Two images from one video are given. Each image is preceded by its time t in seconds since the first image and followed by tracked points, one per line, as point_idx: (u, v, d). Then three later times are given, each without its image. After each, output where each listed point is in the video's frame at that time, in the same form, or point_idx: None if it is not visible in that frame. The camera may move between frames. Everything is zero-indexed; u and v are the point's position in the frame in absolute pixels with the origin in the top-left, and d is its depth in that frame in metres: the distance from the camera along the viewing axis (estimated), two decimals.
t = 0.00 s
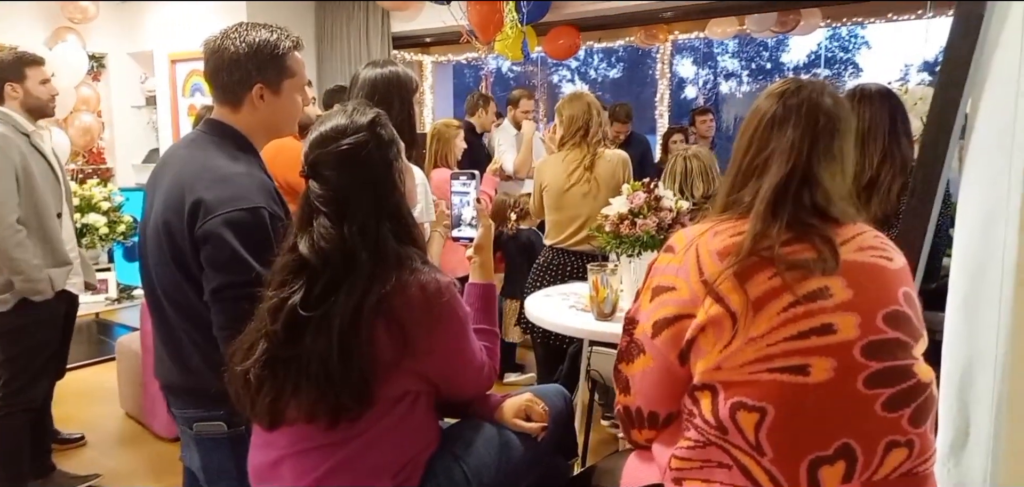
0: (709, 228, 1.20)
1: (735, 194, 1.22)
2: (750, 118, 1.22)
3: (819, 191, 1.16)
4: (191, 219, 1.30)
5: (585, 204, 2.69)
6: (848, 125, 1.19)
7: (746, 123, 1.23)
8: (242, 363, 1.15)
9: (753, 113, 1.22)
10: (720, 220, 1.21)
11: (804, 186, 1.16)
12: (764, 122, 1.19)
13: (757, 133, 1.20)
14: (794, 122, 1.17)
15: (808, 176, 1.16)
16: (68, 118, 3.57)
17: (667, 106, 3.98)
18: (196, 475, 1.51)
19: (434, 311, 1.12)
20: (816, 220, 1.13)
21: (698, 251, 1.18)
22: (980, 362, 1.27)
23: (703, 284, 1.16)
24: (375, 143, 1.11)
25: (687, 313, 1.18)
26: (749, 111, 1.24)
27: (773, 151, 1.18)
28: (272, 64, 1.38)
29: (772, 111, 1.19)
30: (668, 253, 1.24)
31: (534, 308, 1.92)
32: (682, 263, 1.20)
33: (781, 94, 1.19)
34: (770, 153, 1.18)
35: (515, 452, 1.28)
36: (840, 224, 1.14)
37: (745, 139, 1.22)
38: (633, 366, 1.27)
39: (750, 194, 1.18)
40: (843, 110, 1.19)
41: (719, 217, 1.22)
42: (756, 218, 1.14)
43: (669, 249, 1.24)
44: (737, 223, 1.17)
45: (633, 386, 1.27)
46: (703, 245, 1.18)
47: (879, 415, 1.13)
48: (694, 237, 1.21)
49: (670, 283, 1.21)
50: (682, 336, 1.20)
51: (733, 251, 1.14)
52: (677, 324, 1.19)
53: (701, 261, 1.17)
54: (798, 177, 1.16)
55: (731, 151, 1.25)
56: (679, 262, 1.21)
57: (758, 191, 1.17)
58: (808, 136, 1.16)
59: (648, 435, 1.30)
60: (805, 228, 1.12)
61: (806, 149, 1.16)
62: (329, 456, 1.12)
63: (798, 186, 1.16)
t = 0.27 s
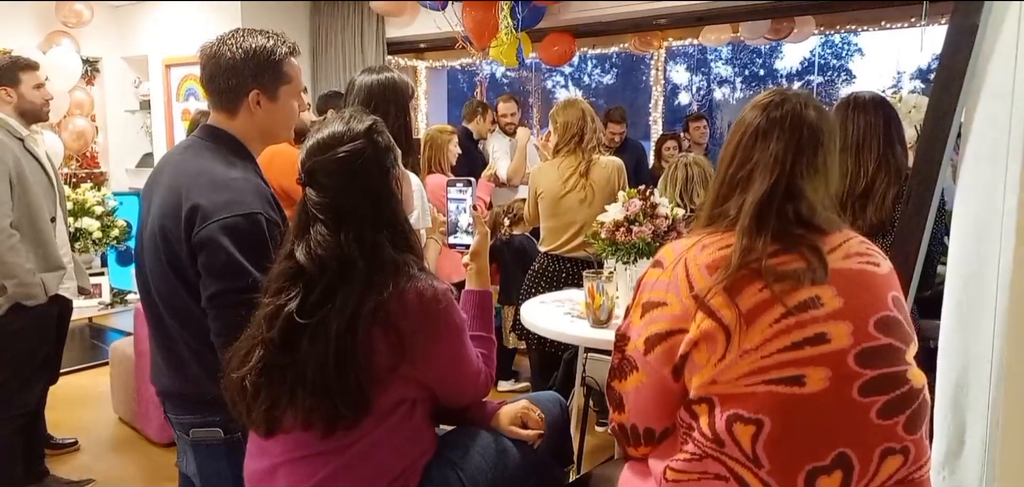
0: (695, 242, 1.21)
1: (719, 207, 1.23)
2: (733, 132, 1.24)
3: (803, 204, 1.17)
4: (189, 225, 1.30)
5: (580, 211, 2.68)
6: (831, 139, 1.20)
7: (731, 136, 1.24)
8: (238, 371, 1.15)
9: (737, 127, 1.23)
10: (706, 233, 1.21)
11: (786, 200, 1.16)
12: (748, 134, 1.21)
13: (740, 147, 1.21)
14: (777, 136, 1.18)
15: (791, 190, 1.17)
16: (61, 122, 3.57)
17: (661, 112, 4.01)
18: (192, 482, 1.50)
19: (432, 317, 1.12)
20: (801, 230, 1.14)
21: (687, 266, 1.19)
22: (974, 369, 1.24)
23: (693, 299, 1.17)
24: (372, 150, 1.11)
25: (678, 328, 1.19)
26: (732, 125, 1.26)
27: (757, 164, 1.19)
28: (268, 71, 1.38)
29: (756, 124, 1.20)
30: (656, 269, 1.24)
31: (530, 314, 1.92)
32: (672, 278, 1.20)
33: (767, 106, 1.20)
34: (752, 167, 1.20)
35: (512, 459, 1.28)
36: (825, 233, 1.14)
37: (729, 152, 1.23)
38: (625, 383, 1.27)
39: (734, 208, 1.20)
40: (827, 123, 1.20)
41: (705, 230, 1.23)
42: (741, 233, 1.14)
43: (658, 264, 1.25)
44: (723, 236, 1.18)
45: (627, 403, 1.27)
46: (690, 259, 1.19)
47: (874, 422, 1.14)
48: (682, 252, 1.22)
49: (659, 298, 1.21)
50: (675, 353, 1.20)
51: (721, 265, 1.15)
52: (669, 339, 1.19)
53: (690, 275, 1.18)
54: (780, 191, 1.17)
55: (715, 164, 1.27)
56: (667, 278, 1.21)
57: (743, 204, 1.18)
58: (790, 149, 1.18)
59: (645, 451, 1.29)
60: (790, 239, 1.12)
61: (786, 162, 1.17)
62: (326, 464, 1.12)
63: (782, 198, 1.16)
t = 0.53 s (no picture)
0: (682, 248, 1.21)
1: (706, 211, 1.23)
2: (719, 136, 1.24)
3: (787, 208, 1.17)
4: (177, 228, 1.29)
5: (570, 213, 2.71)
6: (815, 145, 1.21)
7: (717, 140, 1.25)
8: (227, 376, 1.14)
9: (722, 131, 1.23)
10: (694, 239, 1.22)
11: (772, 205, 1.17)
12: (732, 139, 1.21)
13: (727, 151, 1.22)
14: (760, 141, 1.19)
15: (776, 195, 1.18)
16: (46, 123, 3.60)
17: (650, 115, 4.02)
18: None
19: (422, 321, 1.11)
20: (786, 235, 1.14)
21: (674, 272, 1.19)
22: (961, 372, 1.20)
23: (680, 305, 1.17)
24: (365, 153, 1.11)
25: (666, 336, 1.19)
26: (718, 129, 1.26)
27: (743, 168, 1.19)
28: (255, 73, 1.37)
29: (741, 128, 1.20)
30: (643, 275, 1.24)
31: (520, 317, 1.92)
32: (659, 285, 1.20)
33: (750, 111, 1.21)
34: (738, 171, 1.20)
35: (503, 463, 1.27)
36: (810, 237, 1.15)
37: (715, 155, 1.23)
38: (614, 391, 1.27)
39: (721, 212, 1.20)
40: (811, 128, 1.21)
41: (693, 236, 1.23)
42: (727, 239, 1.15)
43: (644, 270, 1.25)
44: (710, 241, 1.18)
45: (616, 410, 1.27)
46: (677, 266, 1.19)
47: (862, 426, 1.14)
48: (669, 258, 1.22)
49: (646, 306, 1.21)
50: (663, 359, 1.20)
51: (708, 271, 1.15)
52: (658, 345, 1.19)
53: (677, 280, 1.18)
54: (766, 196, 1.17)
55: (702, 167, 1.27)
56: (654, 285, 1.21)
57: (729, 208, 1.18)
58: (775, 155, 1.18)
59: (635, 457, 1.29)
60: (776, 244, 1.13)
61: (771, 167, 1.18)
62: (316, 469, 1.11)
63: (766, 204, 1.17)
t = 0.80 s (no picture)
0: (673, 255, 1.22)
1: (695, 218, 1.24)
2: (709, 144, 1.25)
3: (776, 216, 1.18)
4: (166, 234, 1.28)
5: (560, 218, 2.72)
6: (802, 154, 1.22)
7: (706, 148, 1.26)
8: (217, 382, 1.13)
9: (712, 139, 1.24)
10: (683, 246, 1.22)
11: (761, 212, 1.18)
12: (720, 147, 1.22)
13: (716, 158, 1.23)
14: (749, 149, 1.20)
15: (764, 202, 1.19)
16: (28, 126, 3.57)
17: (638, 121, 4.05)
18: None
19: (414, 328, 1.11)
20: (774, 242, 1.15)
21: (664, 279, 1.20)
22: (946, 381, 1.19)
23: (670, 312, 1.18)
24: (357, 160, 1.10)
25: (657, 343, 1.19)
26: (707, 137, 1.27)
27: (732, 176, 1.20)
28: (246, 79, 1.36)
29: (730, 136, 1.21)
30: (634, 282, 1.25)
31: (510, 323, 1.93)
32: (649, 292, 1.21)
33: (738, 119, 1.22)
34: (728, 179, 1.21)
35: (494, 470, 1.27)
36: (798, 244, 1.16)
37: (704, 163, 1.24)
38: (605, 397, 1.27)
39: (711, 219, 1.21)
40: (798, 136, 1.22)
41: (682, 243, 1.24)
42: (717, 246, 1.16)
43: (635, 277, 1.25)
44: (700, 248, 1.19)
45: (607, 417, 1.27)
46: (668, 273, 1.20)
47: (850, 432, 1.15)
48: (659, 265, 1.22)
49: (637, 312, 1.22)
50: (654, 366, 1.21)
51: (698, 278, 1.16)
52: (648, 353, 1.20)
53: (667, 287, 1.19)
54: (755, 203, 1.18)
55: (691, 175, 1.28)
56: (644, 292, 1.22)
57: (719, 215, 1.19)
58: (763, 163, 1.19)
59: (625, 464, 1.29)
60: (765, 251, 1.13)
61: (759, 175, 1.19)
62: (307, 477, 1.11)
63: (755, 211, 1.18)
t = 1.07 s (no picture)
0: (669, 259, 1.22)
1: (691, 223, 1.24)
2: (704, 149, 1.25)
3: (771, 221, 1.18)
4: (159, 236, 1.28)
5: (553, 221, 2.69)
6: (797, 160, 1.23)
7: (702, 153, 1.26)
8: (210, 385, 1.12)
9: (707, 144, 1.25)
10: (679, 251, 1.22)
11: (757, 217, 1.18)
12: (716, 153, 1.22)
13: (711, 163, 1.23)
14: (745, 154, 1.20)
15: (760, 207, 1.19)
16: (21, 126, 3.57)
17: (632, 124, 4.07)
18: None
19: (411, 331, 1.11)
20: (770, 248, 1.15)
21: (660, 283, 1.20)
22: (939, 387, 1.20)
23: (666, 316, 1.18)
24: (352, 164, 1.10)
25: (652, 347, 1.20)
26: (702, 142, 1.27)
27: (728, 181, 1.21)
28: (241, 80, 1.36)
29: (725, 141, 1.22)
30: (629, 286, 1.25)
31: (504, 326, 1.93)
32: (645, 297, 1.21)
33: (735, 125, 1.22)
34: (723, 184, 1.21)
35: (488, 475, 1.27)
36: (793, 250, 1.16)
37: (700, 168, 1.25)
38: (600, 401, 1.27)
39: (706, 224, 1.21)
40: (793, 142, 1.23)
41: (678, 248, 1.24)
42: (712, 250, 1.16)
43: (630, 282, 1.26)
44: (695, 253, 1.19)
45: (601, 421, 1.27)
46: (664, 277, 1.20)
47: (844, 437, 1.16)
48: (655, 270, 1.23)
49: (633, 317, 1.22)
50: (649, 371, 1.21)
51: (693, 283, 1.16)
52: (643, 357, 1.20)
53: (663, 292, 1.19)
54: (751, 208, 1.18)
55: (686, 181, 1.28)
56: (640, 296, 1.22)
57: (714, 220, 1.19)
58: (759, 168, 1.19)
59: (619, 468, 1.29)
60: (760, 256, 1.14)
61: (755, 180, 1.19)
62: (300, 481, 1.11)
63: (751, 216, 1.18)
